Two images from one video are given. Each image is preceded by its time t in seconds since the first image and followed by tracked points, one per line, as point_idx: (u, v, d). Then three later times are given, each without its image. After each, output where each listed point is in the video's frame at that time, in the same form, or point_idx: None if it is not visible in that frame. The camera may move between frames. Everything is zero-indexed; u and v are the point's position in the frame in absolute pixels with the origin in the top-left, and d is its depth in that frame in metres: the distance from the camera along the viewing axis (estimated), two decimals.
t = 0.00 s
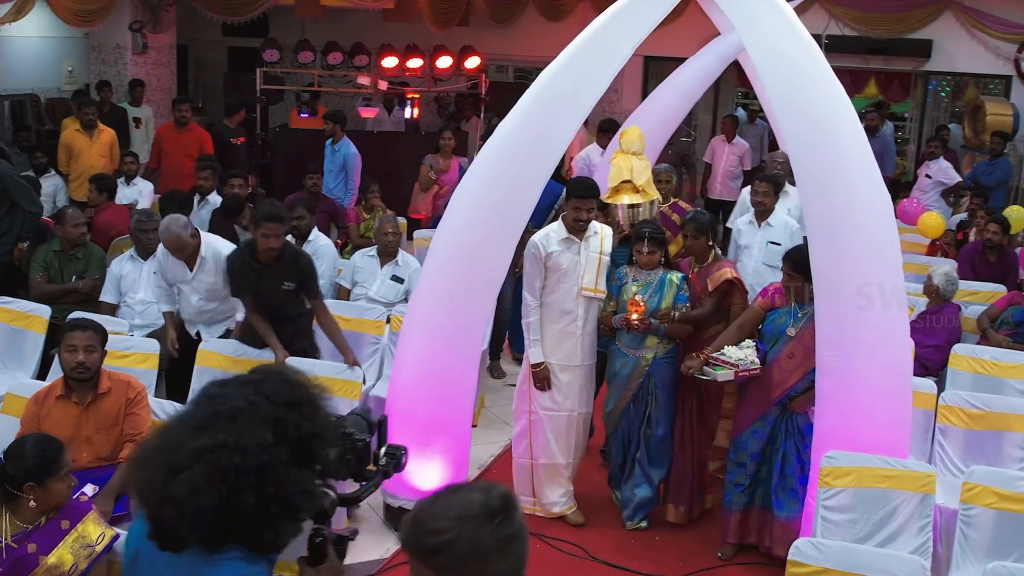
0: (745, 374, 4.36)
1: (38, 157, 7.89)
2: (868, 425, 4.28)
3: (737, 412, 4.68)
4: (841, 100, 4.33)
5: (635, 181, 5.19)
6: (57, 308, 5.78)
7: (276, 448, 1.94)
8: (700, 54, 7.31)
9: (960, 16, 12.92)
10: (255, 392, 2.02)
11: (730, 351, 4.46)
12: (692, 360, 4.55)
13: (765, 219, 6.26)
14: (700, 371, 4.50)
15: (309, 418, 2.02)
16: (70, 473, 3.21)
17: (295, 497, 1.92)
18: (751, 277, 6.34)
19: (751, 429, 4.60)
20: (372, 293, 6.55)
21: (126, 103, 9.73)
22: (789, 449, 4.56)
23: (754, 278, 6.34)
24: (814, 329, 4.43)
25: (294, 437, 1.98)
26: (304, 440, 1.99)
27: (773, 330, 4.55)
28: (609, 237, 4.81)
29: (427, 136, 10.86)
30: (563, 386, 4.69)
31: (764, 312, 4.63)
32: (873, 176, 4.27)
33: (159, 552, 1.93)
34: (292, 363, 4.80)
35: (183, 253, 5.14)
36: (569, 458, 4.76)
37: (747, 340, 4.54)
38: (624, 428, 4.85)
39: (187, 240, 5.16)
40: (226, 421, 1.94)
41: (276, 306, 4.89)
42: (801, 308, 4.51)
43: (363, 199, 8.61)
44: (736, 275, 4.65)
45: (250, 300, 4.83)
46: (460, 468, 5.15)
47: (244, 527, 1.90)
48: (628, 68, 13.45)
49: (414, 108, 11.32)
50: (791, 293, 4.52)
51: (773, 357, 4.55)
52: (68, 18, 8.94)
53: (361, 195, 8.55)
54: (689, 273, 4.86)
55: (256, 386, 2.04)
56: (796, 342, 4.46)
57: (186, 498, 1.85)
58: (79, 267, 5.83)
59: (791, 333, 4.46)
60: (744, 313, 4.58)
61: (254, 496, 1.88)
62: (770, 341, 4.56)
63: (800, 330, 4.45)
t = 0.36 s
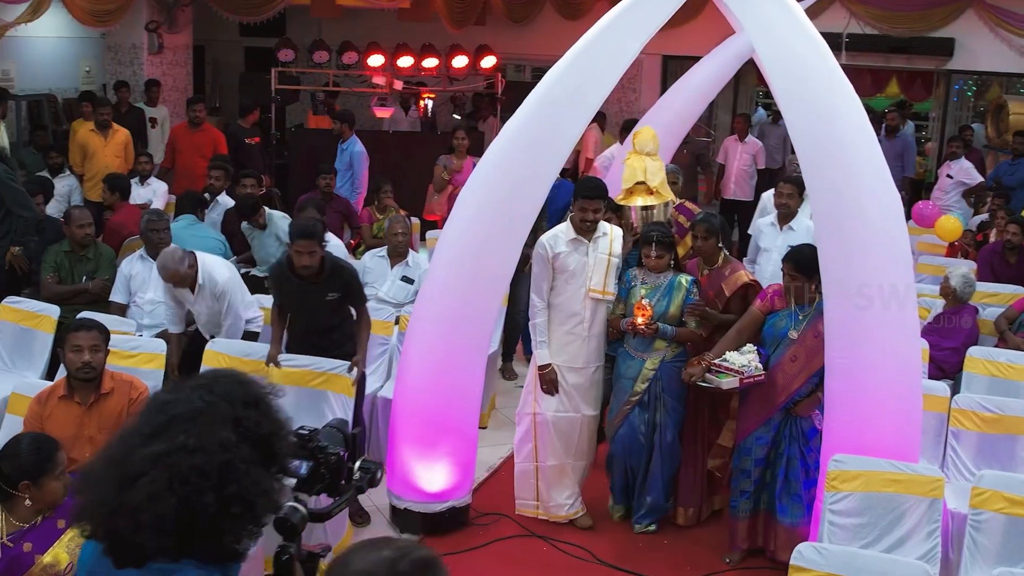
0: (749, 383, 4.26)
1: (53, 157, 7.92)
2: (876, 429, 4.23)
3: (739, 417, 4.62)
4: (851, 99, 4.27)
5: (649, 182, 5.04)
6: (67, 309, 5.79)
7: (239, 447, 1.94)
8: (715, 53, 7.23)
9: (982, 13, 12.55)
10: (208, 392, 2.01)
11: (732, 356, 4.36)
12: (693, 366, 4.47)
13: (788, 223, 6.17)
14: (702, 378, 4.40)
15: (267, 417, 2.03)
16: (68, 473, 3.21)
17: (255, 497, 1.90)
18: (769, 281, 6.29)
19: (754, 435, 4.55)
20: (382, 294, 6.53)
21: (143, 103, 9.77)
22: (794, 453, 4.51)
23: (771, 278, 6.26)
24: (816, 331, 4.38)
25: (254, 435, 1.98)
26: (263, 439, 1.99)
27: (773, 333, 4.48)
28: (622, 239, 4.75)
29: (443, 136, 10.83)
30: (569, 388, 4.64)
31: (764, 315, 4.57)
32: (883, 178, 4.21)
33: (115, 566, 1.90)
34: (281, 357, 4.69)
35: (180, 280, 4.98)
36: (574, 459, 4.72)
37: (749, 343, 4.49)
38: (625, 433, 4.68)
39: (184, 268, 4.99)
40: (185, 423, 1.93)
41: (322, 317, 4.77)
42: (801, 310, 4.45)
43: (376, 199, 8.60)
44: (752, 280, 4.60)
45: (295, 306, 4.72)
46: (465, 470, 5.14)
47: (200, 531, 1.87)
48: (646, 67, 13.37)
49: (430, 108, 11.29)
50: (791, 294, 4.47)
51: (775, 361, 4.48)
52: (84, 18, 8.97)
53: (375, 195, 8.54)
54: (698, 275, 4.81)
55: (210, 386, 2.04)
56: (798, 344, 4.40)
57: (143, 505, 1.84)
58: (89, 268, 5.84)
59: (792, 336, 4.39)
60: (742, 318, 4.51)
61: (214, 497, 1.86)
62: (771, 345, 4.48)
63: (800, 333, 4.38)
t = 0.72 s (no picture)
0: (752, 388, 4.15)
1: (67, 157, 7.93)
2: (884, 432, 4.17)
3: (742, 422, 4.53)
4: (860, 97, 4.21)
5: (660, 185, 4.97)
6: (77, 309, 5.80)
7: (203, 462, 1.98)
8: (728, 53, 7.16)
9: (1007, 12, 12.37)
10: (172, 407, 2.05)
11: (734, 362, 4.24)
12: (692, 374, 4.32)
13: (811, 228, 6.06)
14: (702, 386, 4.28)
15: (232, 431, 2.07)
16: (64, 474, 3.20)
17: (223, 515, 1.94)
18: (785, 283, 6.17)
19: (757, 440, 4.46)
20: (392, 294, 6.50)
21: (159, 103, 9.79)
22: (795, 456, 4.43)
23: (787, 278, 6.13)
24: (817, 332, 4.30)
25: (224, 448, 2.02)
26: (229, 455, 2.03)
27: (772, 337, 4.40)
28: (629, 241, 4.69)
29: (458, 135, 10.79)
30: (574, 392, 4.59)
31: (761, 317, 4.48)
32: (892, 177, 4.14)
33: None
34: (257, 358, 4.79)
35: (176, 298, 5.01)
36: (579, 463, 4.66)
37: (749, 346, 4.42)
38: (625, 437, 4.58)
39: (179, 286, 5.02)
40: (148, 436, 1.96)
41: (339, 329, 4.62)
42: (800, 311, 4.36)
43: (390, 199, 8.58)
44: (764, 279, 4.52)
45: (318, 317, 4.61)
46: (472, 472, 5.10)
47: (163, 545, 1.91)
48: (664, 66, 13.29)
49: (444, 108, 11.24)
50: (790, 294, 4.31)
51: (776, 364, 4.39)
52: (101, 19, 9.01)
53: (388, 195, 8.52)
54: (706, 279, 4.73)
55: (174, 400, 2.08)
56: (799, 346, 4.32)
57: (106, 522, 1.88)
58: (98, 269, 5.86)
59: (792, 338, 4.31)
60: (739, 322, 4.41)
61: (179, 514, 1.90)
62: (770, 349, 4.40)
63: (801, 335, 4.31)
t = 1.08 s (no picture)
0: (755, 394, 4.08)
1: (83, 156, 7.97)
2: (893, 435, 4.12)
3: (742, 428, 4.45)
4: (868, 95, 4.14)
5: (668, 186, 5.00)
6: (87, 309, 5.82)
7: (148, 481, 1.92)
8: (742, 53, 7.08)
9: None
10: (123, 421, 2.01)
11: (735, 367, 4.15)
12: (692, 381, 4.24)
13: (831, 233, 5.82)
14: (702, 393, 4.20)
15: (182, 450, 2.01)
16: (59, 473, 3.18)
17: (162, 538, 1.89)
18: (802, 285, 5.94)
19: (760, 445, 4.37)
20: (402, 295, 6.49)
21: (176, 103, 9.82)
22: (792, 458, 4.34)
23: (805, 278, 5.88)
24: (818, 334, 4.22)
25: (172, 470, 1.97)
26: (177, 475, 1.97)
27: (772, 341, 4.31)
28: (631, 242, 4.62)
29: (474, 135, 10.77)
30: (579, 398, 4.53)
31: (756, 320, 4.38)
32: (901, 175, 4.08)
33: None
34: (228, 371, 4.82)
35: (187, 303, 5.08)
36: (584, 467, 4.60)
37: (748, 352, 4.27)
38: (626, 442, 4.51)
39: (191, 291, 5.11)
40: (92, 452, 1.92)
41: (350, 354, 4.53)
42: (799, 313, 4.27)
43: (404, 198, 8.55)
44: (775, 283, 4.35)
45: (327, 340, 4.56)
46: (478, 474, 5.07)
47: (97, 567, 1.85)
48: (683, 66, 13.18)
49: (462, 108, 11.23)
50: (789, 296, 4.26)
51: (776, 369, 4.31)
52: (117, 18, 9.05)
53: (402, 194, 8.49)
54: (712, 281, 4.60)
55: (126, 416, 2.03)
56: (800, 349, 4.24)
57: (39, 539, 1.83)
58: (108, 269, 5.88)
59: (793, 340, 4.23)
60: (736, 327, 4.31)
61: (115, 534, 1.85)
62: (769, 352, 4.32)
63: (801, 337, 4.23)
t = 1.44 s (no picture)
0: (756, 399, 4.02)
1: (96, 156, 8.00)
2: (898, 438, 4.07)
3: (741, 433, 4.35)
4: (874, 92, 4.08)
5: (670, 187, 4.95)
6: (95, 310, 5.85)
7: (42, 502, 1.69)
8: (754, 53, 6.99)
9: None
10: (45, 435, 1.79)
11: (736, 372, 4.08)
12: (693, 387, 4.18)
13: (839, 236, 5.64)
14: (703, 399, 4.13)
15: (98, 480, 1.77)
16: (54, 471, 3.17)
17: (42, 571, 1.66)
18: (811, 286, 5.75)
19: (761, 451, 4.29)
20: (411, 295, 6.47)
21: (191, 103, 9.84)
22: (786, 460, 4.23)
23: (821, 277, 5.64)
24: (819, 337, 4.14)
25: (60, 497, 1.71)
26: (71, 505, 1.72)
27: (772, 344, 4.24)
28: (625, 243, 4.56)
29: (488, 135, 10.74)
30: (572, 403, 4.43)
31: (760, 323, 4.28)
32: (907, 173, 4.03)
33: None
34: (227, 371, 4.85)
35: (200, 302, 5.11)
36: (585, 472, 4.51)
37: (749, 357, 4.20)
38: (626, 445, 4.46)
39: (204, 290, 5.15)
40: None
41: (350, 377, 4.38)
42: (801, 316, 4.18)
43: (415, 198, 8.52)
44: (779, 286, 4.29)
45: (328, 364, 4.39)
46: (482, 475, 5.04)
47: None
48: (701, 65, 13.11)
49: (477, 107, 11.20)
50: (789, 300, 4.19)
51: (778, 373, 4.22)
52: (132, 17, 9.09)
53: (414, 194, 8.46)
54: (718, 282, 4.46)
55: (49, 428, 1.81)
56: (801, 352, 4.16)
57: None
58: (115, 269, 5.90)
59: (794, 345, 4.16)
60: (739, 330, 4.23)
61: None
62: (771, 356, 4.24)
63: (802, 341, 4.15)
